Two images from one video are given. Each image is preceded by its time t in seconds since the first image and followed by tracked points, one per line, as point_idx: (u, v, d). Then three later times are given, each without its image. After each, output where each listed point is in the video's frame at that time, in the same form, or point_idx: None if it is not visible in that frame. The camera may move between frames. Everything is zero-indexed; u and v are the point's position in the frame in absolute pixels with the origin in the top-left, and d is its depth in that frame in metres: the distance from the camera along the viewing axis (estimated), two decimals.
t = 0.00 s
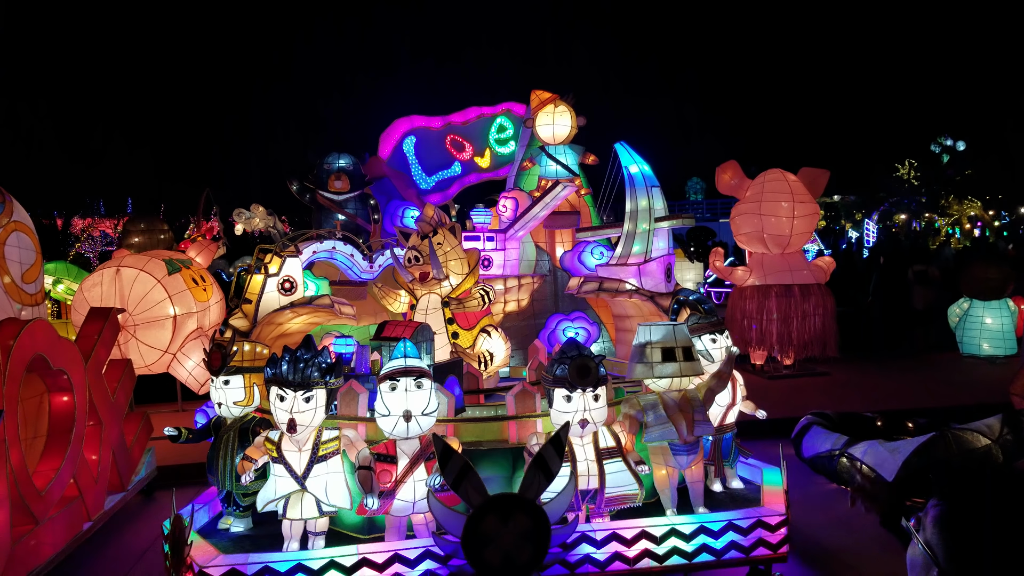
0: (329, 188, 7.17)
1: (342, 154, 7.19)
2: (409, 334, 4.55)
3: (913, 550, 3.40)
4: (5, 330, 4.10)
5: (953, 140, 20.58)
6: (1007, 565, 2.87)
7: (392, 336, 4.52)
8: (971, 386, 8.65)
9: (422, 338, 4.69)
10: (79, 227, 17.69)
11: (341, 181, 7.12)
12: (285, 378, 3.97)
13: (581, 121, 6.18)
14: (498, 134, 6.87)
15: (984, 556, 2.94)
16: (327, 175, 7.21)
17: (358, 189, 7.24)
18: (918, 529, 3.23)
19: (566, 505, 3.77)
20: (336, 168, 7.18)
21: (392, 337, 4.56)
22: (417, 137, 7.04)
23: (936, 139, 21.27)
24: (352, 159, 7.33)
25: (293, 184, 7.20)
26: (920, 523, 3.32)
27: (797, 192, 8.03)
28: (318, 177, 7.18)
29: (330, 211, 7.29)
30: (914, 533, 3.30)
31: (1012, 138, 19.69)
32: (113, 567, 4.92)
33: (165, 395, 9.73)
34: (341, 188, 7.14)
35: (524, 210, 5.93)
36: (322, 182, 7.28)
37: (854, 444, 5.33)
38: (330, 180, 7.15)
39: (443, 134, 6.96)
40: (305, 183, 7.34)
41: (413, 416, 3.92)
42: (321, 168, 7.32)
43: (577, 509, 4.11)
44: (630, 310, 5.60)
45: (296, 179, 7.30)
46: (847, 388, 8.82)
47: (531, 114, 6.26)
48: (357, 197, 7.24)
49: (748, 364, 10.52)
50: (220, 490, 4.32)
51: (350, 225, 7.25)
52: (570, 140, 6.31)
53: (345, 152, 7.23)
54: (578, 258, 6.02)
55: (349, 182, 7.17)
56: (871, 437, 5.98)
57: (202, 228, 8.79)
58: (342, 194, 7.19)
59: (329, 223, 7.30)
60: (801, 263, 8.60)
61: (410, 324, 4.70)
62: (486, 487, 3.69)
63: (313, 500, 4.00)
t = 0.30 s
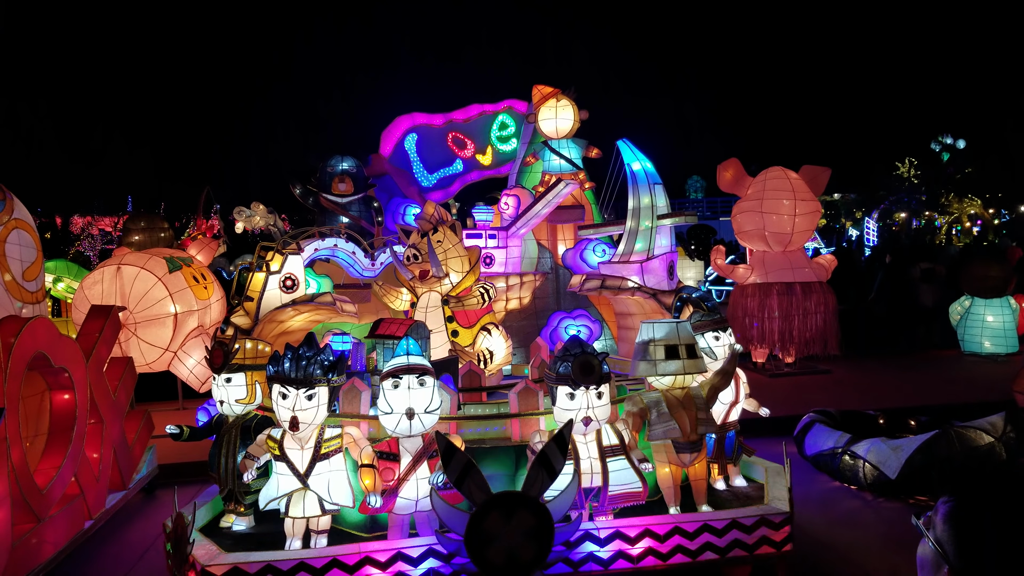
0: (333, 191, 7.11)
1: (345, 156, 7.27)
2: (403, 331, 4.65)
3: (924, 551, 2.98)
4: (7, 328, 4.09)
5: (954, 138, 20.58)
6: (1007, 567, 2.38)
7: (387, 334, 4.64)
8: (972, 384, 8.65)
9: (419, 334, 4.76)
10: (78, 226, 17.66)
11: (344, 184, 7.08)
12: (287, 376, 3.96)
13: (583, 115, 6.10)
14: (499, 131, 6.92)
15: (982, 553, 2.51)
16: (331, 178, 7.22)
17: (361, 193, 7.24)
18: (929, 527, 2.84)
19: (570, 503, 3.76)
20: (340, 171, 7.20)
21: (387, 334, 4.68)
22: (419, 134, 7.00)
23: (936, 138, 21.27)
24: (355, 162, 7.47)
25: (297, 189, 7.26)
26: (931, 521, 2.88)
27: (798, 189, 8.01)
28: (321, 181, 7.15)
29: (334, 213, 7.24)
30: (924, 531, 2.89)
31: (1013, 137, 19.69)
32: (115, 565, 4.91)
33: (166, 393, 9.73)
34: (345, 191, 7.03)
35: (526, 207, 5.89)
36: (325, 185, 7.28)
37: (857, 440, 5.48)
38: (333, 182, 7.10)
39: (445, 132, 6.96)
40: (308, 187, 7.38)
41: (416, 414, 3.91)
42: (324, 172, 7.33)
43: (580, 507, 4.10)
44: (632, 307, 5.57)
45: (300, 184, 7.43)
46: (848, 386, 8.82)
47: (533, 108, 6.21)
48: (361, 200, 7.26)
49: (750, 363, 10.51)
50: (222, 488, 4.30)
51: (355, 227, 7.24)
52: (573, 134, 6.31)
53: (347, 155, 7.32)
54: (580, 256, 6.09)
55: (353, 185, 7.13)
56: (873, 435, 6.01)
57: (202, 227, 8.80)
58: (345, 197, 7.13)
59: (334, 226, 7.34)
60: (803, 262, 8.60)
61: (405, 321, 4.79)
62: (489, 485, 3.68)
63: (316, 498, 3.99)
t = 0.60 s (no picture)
0: (338, 195, 7.16)
1: (349, 160, 7.27)
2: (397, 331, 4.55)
3: (929, 551, 2.94)
4: (10, 326, 4.09)
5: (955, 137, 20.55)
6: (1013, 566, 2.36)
7: (383, 334, 4.55)
8: (976, 383, 8.64)
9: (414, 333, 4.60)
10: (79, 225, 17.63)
11: (348, 188, 7.11)
12: (291, 374, 3.95)
13: (585, 111, 6.07)
14: (502, 130, 6.86)
15: (990, 553, 2.49)
16: (335, 182, 7.26)
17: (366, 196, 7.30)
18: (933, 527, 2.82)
19: (574, 502, 3.74)
20: (344, 175, 7.20)
21: (383, 332, 4.58)
22: (422, 132, 7.00)
23: (937, 136, 21.21)
24: (359, 165, 7.41)
25: (301, 194, 7.17)
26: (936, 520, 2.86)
27: (801, 188, 7.99)
28: (325, 185, 7.24)
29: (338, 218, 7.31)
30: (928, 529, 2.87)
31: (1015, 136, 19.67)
32: (118, 564, 4.91)
33: (168, 392, 9.73)
34: (349, 195, 7.09)
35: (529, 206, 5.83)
36: (330, 190, 7.31)
37: (860, 439, 5.49)
38: (339, 186, 7.12)
39: (448, 130, 6.93)
40: (313, 193, 7.31)
41: (420, 412, 3.91)
42: (328, 177, 7.37)
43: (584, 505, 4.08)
44: (634, 306, 5.59)
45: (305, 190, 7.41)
46: (851, 385, 8.81)
47: (536, 104, 6.19)
48: (365, 203, 7.25)
49: (752, 362, 10.51)
50: (226, 487, 4.30)
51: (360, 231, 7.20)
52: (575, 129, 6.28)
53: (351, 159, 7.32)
54: (583, 255, 6.05)
55: (357, 189, 7.17)
56: (876, 434, 6.00)
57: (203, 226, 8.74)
58: (349, 201, 7.19)
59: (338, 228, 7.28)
60: (806, 260, 8.63)
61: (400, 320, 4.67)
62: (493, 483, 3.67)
63: (319, 496, 4.00)
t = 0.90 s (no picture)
0: (342, 200, 7.14)
1: (353, 164, 7.20)
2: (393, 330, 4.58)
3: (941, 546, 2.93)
4: (14, 325, 4.09)
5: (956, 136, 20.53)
6: None
7: (380, 331, 4.58)
8: (978, 381, 8.64)
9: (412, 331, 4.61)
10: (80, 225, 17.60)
11: (352, 192, 7.11)
12: (295, 373, 3.94)
13: (587, 106, 6.07)
14: (504, 129, 6.78)
15: (999, 548, 2.49)
16: (339, 187, 7.25)
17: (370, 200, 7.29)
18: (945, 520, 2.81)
19: (578, 500, 3.76)
20: (346, 179, 7.19)
21: (379, 331, 4.63)
22: (424, 131, 7.01)
23: (939, 135, 21.10)
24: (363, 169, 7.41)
25: (304, 199, 7.09)
26: (947, 516, 2.84)
27: (803, 186, 7.97)
28: (329, 189, 7.21)
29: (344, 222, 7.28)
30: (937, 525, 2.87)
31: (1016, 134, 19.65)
32: (122, 563, 4.90)
33: (170, 391, 9.73)
34: (353, 199, 7.09)
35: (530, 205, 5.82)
36: (335, 194, 7.28)
37: (864, 438, 5.49)
38: (342, 191, 7.13)
39: (450, 129, 6.91)
40: (316, 197, 7.24)
41: (424, 411, 3.91)
42: (332, 180, 7.32)
43: (589, 504, 4.09)
44: (637, 304, 5.56)
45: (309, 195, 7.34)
46: (854, 384, 8.81)
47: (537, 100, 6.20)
48: (370, 207, 7.24)
49: (754, 361, 10.50)
50: (229, 485, 4.30)
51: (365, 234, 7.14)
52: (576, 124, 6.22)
53: (355, 162, 7.25)
54: (586, 253, 5.94)
55: (361, 193, 7.15)
56: (880, 433, 6.00)
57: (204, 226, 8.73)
58: (354, 205, 7.19)
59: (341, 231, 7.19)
60: (808, 259, 8.60)
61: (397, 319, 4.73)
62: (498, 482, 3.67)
63: (323, 495, 3.99)
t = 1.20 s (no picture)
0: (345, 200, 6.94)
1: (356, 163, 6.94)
2: (389, 328, 4.52)
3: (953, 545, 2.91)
4: (17, 324, 4.10)
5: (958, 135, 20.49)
6: None
7: (375, 331, 4.53)
8: (981, 380, 8.64)
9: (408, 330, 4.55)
10: (82, 224, 17.57)
11: (356, 192, 6.90)
12: (299, 371, 3.96)
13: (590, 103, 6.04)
14: (507, 127, 6.80)
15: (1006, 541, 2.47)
16: (343, 187, 6.99)
17: (374, 200, 7.03)
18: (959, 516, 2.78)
19: (582, 498, 3.76)
20: (350, 179, 6.95)
21: (375, 330, 4.58)
22: (427, 130, 7.00)
23: (941, 134, 21.00)
24: (367, 169, 7.09)
25: (309, 198, 7.15)
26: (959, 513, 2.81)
27: (806, 185, 7.96)
28: (332, 190, 7.01)
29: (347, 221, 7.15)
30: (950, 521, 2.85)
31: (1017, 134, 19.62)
32: (127, 561, 4.92)
33: (172, 390, 9.73)
34: (357, 199, 6.90)
35: (533, 203, 5.80)
36: (338, 194, 7.06)
37: (867, 436, 5.49)
38: (346, 191, 6.91)
39: (453, 128, 6.92)
40: (320, 197, 7.23)
41: (428, 409, 3.91)
42: (335, 180, 7.09)
43: (592, 502, 4.10)
44: (639, 304, 5.60)
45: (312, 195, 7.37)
46: (856, 383, 8.81)
47: (540, 97, 6.20)
48: (373, 207, 7.03)
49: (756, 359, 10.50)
50: (233, 484, 4.31)
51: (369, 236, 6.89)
52: (579, 121, 6.22)
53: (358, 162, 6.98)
54: (589, 252, 5.96)
55: (365, 193, 6.93)
56: (882, 431, 6.00)
57: (206, 225, 8.72)
58: (358, 205, 6.98)
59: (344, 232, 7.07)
60: (810, 258, 8.55)
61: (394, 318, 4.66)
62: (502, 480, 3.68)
63: (327, 493, 4.00)
